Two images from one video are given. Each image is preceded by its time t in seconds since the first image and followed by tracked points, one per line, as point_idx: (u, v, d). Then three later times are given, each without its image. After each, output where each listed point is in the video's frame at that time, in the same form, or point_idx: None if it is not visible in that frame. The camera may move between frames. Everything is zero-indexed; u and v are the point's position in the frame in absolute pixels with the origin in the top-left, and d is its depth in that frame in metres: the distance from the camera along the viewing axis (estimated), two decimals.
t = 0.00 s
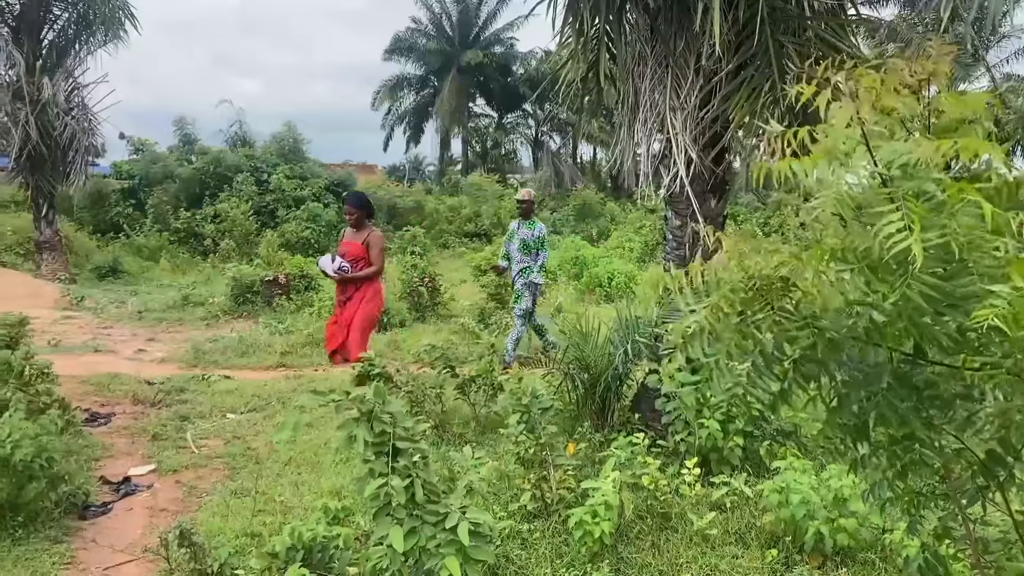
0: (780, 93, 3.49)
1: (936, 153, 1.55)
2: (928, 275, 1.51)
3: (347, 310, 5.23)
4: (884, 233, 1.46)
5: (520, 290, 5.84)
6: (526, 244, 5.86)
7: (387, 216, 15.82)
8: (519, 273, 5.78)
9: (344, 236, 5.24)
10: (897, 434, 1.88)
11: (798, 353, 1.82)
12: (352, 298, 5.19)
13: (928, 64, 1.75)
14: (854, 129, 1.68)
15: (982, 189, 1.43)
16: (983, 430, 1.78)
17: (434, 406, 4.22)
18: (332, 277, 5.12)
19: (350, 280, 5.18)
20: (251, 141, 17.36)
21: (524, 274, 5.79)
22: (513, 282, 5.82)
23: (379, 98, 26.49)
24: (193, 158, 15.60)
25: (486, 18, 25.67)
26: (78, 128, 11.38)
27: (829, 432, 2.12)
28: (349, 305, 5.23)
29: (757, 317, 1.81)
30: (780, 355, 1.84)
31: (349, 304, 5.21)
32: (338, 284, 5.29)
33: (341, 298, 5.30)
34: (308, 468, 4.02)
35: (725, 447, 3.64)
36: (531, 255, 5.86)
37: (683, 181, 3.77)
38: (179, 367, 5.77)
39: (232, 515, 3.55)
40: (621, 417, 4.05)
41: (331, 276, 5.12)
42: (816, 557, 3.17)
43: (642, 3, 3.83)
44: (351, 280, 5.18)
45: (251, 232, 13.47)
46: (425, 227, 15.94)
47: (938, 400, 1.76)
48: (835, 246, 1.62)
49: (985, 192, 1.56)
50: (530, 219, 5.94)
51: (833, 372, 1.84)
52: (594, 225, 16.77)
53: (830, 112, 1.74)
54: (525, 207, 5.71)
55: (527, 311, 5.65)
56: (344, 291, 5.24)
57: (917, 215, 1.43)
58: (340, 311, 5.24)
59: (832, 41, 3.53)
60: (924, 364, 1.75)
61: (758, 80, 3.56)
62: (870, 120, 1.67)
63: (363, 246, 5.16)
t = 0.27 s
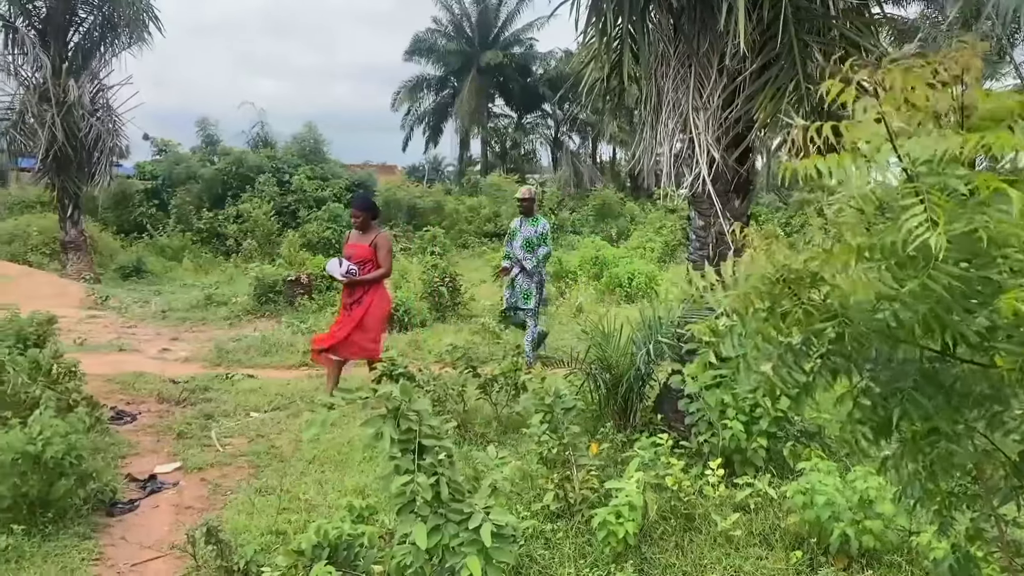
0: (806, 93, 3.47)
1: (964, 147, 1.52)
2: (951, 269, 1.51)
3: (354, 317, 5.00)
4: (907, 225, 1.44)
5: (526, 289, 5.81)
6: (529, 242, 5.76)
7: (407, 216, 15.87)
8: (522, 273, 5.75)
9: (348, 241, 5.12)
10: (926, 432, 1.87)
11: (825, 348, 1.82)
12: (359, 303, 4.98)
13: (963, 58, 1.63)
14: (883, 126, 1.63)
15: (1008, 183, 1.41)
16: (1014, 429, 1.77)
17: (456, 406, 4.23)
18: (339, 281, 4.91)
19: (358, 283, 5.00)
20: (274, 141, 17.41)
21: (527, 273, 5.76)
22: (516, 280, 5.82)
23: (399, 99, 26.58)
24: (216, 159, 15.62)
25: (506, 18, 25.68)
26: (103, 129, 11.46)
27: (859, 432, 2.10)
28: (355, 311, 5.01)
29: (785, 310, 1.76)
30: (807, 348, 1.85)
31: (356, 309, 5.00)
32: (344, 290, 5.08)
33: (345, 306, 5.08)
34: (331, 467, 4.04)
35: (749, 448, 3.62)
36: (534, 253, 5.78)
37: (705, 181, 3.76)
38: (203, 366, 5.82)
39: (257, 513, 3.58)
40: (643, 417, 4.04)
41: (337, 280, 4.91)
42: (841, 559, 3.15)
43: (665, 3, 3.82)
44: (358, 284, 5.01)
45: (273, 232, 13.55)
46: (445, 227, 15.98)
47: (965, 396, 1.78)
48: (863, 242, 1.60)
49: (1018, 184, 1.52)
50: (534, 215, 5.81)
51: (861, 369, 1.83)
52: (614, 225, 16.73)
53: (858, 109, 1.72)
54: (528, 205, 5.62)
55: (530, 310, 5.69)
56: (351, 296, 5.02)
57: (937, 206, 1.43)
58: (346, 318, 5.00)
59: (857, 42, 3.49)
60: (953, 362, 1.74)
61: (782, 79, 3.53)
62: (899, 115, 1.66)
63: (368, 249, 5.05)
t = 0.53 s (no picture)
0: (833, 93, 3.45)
1: (999, 141, 1.50)
2: (985, 261, 1.47)
3: (354, 322, 4.89)
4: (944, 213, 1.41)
5: (531, 294, 5.80)
6: (530, 244, 5.75)
7: (428, 217, 15.92)
8: (524, 274, 5.76)
9: (345, 245, 5.01)
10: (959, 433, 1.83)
11: (856, 343, 1.77)
12: (360, 307, 4.88)
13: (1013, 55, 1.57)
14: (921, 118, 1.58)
15: None
16: None
17: (480, 406, 4.24)
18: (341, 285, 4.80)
19: (358, 288, 4.89)
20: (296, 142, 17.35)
21: (528, 274, 5.77)
22: (517, 281, 5.82)
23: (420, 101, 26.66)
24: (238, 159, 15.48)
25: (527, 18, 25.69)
26: (129, 130, 11.54)
27: (890, 434, 2.08)
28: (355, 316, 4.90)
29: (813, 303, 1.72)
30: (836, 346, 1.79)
31: (355, 314, 4.89)
32: (341, 295, 4.96)
33: (343, 311, 4.96)
34: (356, 466, 4.06)
35: (774, 450, 3.59)
36: (534, 254, 5.77)
37: (730, 182, 3.75)
38: (228, 365, 5.88)
39: (283, 511, 3.60)
40: (667, 419, 4.03)
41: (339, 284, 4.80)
42: (868, 562, 3.13)
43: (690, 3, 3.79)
44: (358, 288, 4.90)
45: (295, 233, 13.64)
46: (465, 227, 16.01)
47: (997, 397, 1.72)
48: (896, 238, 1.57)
49: None
50: (533, 216, 5.80)
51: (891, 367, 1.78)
52: (635, 225, 16.70)
53: (894, 104, 1.69)
54: (528, 206, 5.62)
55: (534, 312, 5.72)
56: (349, 302, 4.91)
57: (976, 193, 1.39)
58: (345, 323, 4.88)
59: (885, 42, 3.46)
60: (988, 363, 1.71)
61: (809, 79, 3.52)
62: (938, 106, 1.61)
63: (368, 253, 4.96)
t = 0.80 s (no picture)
0: (860, 95, 3.40)
1: None
2: None
3: (356, 323, 4.86)
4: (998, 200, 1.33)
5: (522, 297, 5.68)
6: (522, 247, 5.65)
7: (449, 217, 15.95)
8: (514, 279, 5.66)
9: (348, 246, 5.00)
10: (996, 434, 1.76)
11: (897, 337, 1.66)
12: (362, 308, 4.87)
13: None
14: (979, 104, 1.49)
15: None
16: None
17: (502, 407, 4.24)
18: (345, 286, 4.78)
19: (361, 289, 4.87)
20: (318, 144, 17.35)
21: (518, 279, 5.66)
22: (509, 285, 5.73)
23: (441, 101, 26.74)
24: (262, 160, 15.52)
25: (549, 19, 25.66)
26: (154, 133, 11.68)
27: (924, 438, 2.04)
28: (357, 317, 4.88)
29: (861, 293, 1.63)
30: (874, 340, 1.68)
31: (358, 315, 4.87)
32: (344, 297, 4.94)
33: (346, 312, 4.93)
34: (380, 466, 4.08)
35: (801, 453, 3.54)
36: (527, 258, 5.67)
37: (755, 182, 3.72)
38: (252, 365, 5.93)
39: (308, 511, 3.62)
40: (691, 421, 4.01)
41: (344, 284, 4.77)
42: (896, 566, 3.08)
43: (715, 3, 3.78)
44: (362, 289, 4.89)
45: (318, 233, 13.72)
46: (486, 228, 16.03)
47: None
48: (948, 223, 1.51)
49: None
50: (526, 218, 5.69)
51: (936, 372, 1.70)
52: (657, 226, 16.65)
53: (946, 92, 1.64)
54: (522, 208, 5.58)
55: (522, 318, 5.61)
56: (352, 304, 4.89)
57: None
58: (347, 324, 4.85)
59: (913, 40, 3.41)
60: None
61: (836, 79, 3.47)
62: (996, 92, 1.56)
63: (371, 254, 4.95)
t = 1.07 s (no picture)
0: (889, 93, 3.35)
1: None
2: None
3: (360, 331, 4.73)
4: None
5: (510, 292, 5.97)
6: (521, 245, 5.94)
7: (469, 218, 15.99)
8: (513, 275, 5.93)
9: (354, 250, 4.88)
10: None
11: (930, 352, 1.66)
12: (367, 315, 4.74)
13: None
14: None
15: None
16: None
17: (525, 407, 4.25)
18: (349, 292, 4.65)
19: (366, 295, 4.76)
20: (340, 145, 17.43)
21: (515, 275, 5.94)
22: (504, 281, 5.98)
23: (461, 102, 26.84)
24: (285, 161, 15.66)
25: (570, 19, 25.66)
26: (179, 134, 11.80)
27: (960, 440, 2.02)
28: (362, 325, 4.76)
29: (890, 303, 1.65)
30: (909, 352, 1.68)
31: (362, 323, 4.74)
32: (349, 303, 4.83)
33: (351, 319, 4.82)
34: (404, 465, 4.10)
35: (827, 454, 3.52)
36: (524, 256, 5.96)
37: (782, 182, 3.72)
38: (276, 365, 5.97)
39: (334, 509, 3.64)
40: (716, 422, 4.00)
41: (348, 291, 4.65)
42: (926, 569, 3.05)
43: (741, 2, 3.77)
44: (366, 296, 4.77)
45: (340, 234, 13.81)
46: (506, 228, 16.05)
47: None
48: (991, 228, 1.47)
49: None
50: (524, 218, 5.99)
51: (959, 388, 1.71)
52: (679, 226, 16.63)
53: (991, 89, 1.62)
54: (518, 208, 5.79)
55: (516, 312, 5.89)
56: (356, 310, 4.78)
57: None
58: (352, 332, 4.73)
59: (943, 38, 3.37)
60: None
61: (864, 78, 3.43)
62: None
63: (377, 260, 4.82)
